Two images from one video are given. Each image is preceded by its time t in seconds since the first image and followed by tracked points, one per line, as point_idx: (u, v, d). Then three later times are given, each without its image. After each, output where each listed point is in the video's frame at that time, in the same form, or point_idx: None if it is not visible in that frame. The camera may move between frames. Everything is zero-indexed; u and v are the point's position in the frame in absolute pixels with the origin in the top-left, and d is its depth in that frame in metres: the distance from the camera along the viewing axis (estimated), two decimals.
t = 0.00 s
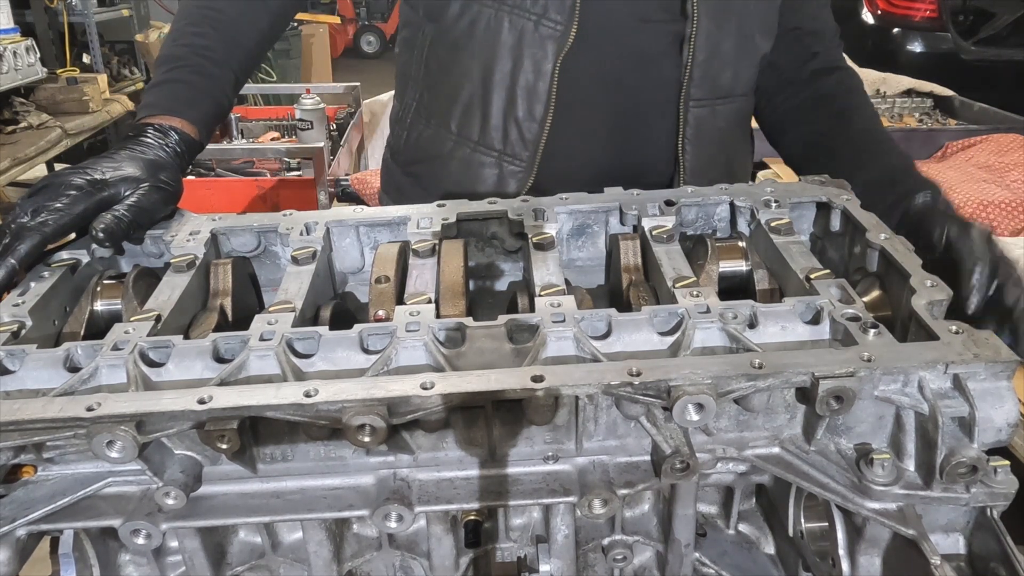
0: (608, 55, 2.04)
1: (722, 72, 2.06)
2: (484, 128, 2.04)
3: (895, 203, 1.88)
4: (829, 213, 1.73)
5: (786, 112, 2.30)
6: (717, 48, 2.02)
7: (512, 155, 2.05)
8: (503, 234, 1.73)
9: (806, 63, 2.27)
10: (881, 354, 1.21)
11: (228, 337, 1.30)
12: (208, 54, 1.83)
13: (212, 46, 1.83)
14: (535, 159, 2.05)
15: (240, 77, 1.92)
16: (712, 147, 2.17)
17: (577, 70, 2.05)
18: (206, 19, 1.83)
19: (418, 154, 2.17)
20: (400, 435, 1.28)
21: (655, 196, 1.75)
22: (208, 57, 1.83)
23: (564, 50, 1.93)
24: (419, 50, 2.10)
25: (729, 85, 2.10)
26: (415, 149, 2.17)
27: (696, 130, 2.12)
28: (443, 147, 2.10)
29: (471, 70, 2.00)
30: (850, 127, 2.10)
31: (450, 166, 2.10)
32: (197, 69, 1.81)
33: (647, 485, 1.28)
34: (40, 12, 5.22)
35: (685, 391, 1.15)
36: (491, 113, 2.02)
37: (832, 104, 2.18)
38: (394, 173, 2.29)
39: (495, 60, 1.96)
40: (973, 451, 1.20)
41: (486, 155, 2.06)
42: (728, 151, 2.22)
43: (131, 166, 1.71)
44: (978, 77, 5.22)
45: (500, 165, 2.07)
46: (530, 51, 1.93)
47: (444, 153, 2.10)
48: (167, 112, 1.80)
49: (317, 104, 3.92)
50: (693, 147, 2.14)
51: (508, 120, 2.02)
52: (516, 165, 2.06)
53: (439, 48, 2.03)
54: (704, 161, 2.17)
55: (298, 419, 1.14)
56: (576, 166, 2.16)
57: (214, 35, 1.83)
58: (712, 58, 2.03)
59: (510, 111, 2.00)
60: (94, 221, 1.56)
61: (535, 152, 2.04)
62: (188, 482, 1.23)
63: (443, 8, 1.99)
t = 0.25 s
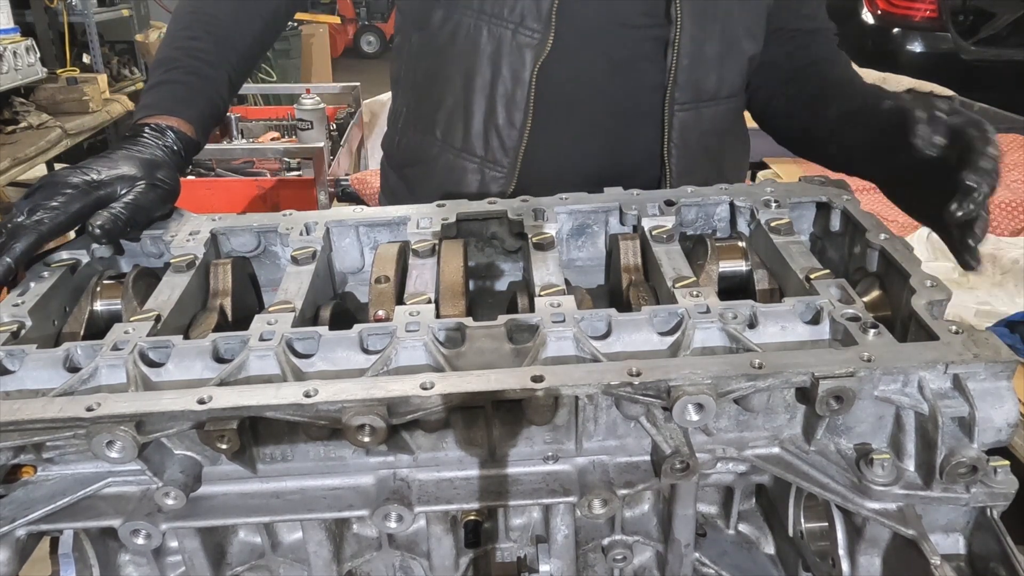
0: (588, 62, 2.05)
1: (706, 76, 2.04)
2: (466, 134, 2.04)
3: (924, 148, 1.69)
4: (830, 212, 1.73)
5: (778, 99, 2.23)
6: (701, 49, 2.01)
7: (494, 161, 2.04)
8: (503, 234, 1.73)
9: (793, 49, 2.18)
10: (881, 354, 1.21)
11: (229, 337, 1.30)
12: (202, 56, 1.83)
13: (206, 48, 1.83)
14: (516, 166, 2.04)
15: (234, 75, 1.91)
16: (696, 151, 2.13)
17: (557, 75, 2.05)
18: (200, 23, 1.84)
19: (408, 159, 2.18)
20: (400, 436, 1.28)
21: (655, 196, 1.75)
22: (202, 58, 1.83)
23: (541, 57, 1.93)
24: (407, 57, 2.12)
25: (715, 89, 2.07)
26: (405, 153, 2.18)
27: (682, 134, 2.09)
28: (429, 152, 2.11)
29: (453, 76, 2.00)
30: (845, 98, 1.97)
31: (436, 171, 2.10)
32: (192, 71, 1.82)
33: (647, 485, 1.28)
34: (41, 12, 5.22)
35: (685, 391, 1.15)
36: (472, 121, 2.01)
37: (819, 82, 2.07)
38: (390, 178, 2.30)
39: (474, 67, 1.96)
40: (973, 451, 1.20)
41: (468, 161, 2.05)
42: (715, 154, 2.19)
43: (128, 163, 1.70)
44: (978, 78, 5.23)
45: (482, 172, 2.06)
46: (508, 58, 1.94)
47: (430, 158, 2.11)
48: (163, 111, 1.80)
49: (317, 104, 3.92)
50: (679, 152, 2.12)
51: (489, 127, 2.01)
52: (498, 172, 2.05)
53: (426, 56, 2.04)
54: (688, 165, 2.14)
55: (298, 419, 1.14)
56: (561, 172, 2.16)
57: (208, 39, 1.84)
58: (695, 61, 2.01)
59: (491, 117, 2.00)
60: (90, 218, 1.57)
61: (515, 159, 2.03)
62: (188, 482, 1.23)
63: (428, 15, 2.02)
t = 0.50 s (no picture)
0: (578, 71, 2.05)
1: (699, 82, 2.04)
2: (459, 145, 2.05)
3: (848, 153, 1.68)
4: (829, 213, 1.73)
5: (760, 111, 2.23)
6: (691, 55, 2.00)
7: (487, 171, 2.04)
8: (503, 234, 1.73)
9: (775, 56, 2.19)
10: (881, 354, 1.21)
11: (229, 337, 1.30)
12: (195, 56, 1.83)
13: (199, 48, 1.83)
14: (509, 176, 2.03)
15: (227, 74, 1.91)
16: (689, 156, 2.14)
17: (548, 85, 2.05)
18: (190, 25, 1.83)
19: (405, 168, 2.19)
20: (400, 436, 1.28)
21: (654, 196, 1.75)
22: (197, 58, 1.83)
23: (530, 70, 1.93)
24: (401, 69, 2.13)
25: (706, 95, 2.07)
26: (401, 162, 2.19)
27: (674, 139, 2.09)
28: (425, 161, 2.12)
29: (446, 88, 2.01)
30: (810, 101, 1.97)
31: (432, 181, 2.12)
32: (187, 70, 1.82)
33: (647, 485, 1.28)
34: (41, 12, 5.22)
35: (686, 391, 1.15)
36: (465, 132, 2.02)
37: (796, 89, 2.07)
38: (387, 185, 2.30)
39: (464, 81, 1.97)
40: (973, 451, 1.20)
41: (462, 171, 2.06)
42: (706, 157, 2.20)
43: (124, 164, 1.70)
44: (978, 78, 5.22)
45: (476, 181, 2.06)
46: (497, 71, 1.94)
47: (426, 167, 2.12)
48: (159, 111, 1.80)
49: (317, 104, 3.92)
50: (671, 156, 2.11)
51: (481, 138, 2.02)
52: (491, 182, 2.05)
53: (418, 68, 2.05)
54: (681, 169, 2.14)
55: (298, 419, 1.14)
56: (555, 180, 2.16)
57: (200, 39, 1.84)
58: (686, 69, 2.01)
59: (483, 128, 2.00)
60: (86, 223, 1.57)
61: (508, 169, 2.03)
62: (188, 482, 1.23)
63: (420, 26, 2.03)
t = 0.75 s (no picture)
0: (575, 76, 2.05)
1: (698, 83, 2.04)
2: (459, 152, 2.05)
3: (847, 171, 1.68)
4: (830, 214, 1.73)
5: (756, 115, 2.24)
6: (690, 59, 2.00)
7: (488, 178, 2.04)
8: (503, 234, 1.73)
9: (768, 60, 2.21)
10: (881, 354, 1.21)
11: (229, 337, 1.30)
12: (189, 56, 1.83)
13: (193, 49, 1.83)
14: (510, 182, 2.04)
15: (222, 75, 1.91)
16: (689, 157, 2.14)
17: (547, 90, 2.05)
18: (183, 26, 1.84)
19: (404, 176, 2.19)
20: (400, 436, 1.28)
21: (655, 196, 1.75)
22: (192, 58, 1.83)
23: (529, 77, 1.93)
24: (397, 77, 2.13)
25: (706, 96, 2.07)
26: (401, 170, 2.20)
27: (675, 140, 2.09)
28: (425, 169, 2.13)
29: (444, 97, 2.02)
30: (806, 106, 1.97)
31: (432, 188, 2.12)
32: (182, 70, 1.82)
33: (647, 486, 1.27)
34: (41, 12, 5.22)
35: (686, 392, 1.15)
36: (464, 140, 2.02)
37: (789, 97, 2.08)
38: (386, 191, 2.30)
39: (463, 89, 1.97)
40: (974, 451, 1.20)
41: (463, 178, 2.06)
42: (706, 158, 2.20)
43: (123, 166, 1.70)
44: (978, 78, 5.22)
45: (477, 188, 2.06)
46: (496, 79, 1.94)
47: (426, 174, 2.13)
48: (155, 111, 1.80)
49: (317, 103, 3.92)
50: (673, 157, 2.11)
51: (481, 146, 2.02)
52: (492, 188, 2.05)
53: (416, 77, 2.05)
54: (682, 170, 2.14)
55: (298, 419, 1.14)
56: (556, 186, 2.16)
57: (192, 40, 1.84)
58: (686, 71, 2.01)
59: (482, 136, 2.00)
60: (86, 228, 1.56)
61: (509, 176, 2.03)
62: (188, 482, 1.23)
63: (416, 34, 2.03)
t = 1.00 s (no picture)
0: (572, 77, 2.05)
1: (696, 83, 2.04)
2: (456, 154, 2.04)
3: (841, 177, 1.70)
4: (829, 214, 1.72)
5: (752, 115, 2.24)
6: (689, 59, 2.01)
7: (486, 180, 2.04)
8: (503, 234, 1.73)
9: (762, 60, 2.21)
10: (881, 354, 1.21)
11: (229, 337, 1.30)
12: (187, 56, 1.83)
13: (191, 49, 1.83)
14: (508, 183, 2.03)
15: (221, 76, 1.91)
16: (687, 156, 2.14)
17: (545, 91, 2.05)
18: (181, 27, 1.84)
19: (402, 177, 2.20)
20: (401, 436, 1.28)
21: (655, 196, 1.75)
22: (190, 58, 1.83)
23: (527, 77, 1.93)
24: (395, 79, 2.14)
25: (704, 96, 2.07)
26: (398, 171, 2.20)
27: (672, 140, 2.09)
28: (423, 170, 2.12)
29: (441, 98, 2.01)
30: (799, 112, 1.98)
31: (429, 189, 2.12)
32: (180, 70, 1.82)
33: (647, 486, 1.27)
34: (41, 12, 5.22)
35: (686, 392, 1.15)
36: (462, 141, 2.02)
37: (785, 97, 2.09)
38: (384, 192, 2.30)
39: (460, 91, 1.97)
40: (974, 451, 1.20)
41: (460, 180, 2.06)
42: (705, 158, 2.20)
43: (121, 166, 1.69)
44: (978, 78, 5.22)
45: (475, 189, 2.06)
46: (493, 79, 1.94)
47: (423, 175, 2.13)
48: (154, 111, 1.80)
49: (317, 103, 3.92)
50: (671, 157, 2.11)
51: (478, 147, 2.02)
52: (490, 189, 2.05)
53: (413, 79, 2.06)
54: (680, 170, 2.14)
55: (298, 419, 1.14)
56: (554, 187, 2.16)
57: (190, 40, 1.84)
58: (683, 71, 2.01)
59: (480, 137, 2.00)
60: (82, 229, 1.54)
61: (507, 177, 2.03)
62: (188, 482, 1.23)
63: (412, 36, 2.03)
